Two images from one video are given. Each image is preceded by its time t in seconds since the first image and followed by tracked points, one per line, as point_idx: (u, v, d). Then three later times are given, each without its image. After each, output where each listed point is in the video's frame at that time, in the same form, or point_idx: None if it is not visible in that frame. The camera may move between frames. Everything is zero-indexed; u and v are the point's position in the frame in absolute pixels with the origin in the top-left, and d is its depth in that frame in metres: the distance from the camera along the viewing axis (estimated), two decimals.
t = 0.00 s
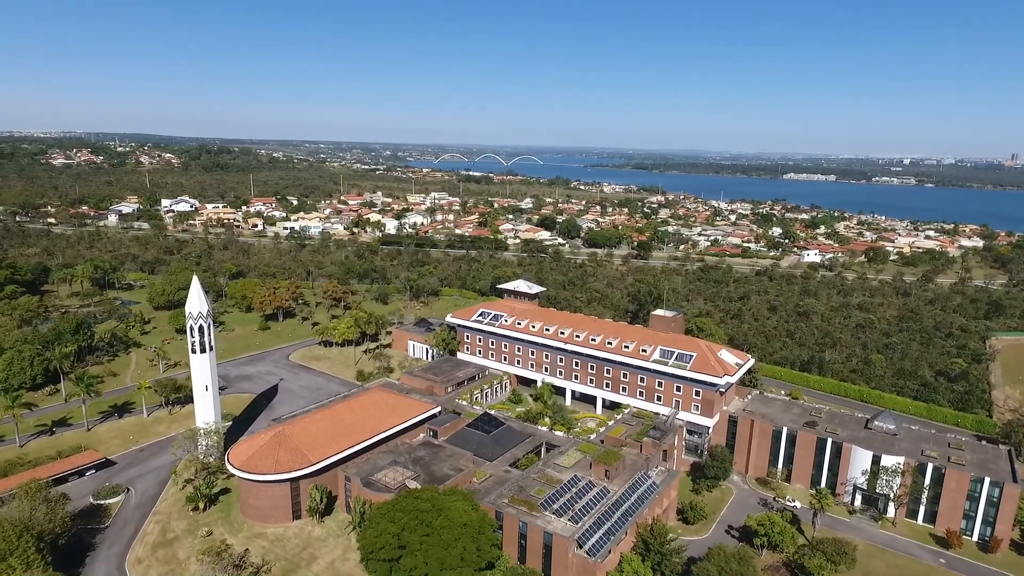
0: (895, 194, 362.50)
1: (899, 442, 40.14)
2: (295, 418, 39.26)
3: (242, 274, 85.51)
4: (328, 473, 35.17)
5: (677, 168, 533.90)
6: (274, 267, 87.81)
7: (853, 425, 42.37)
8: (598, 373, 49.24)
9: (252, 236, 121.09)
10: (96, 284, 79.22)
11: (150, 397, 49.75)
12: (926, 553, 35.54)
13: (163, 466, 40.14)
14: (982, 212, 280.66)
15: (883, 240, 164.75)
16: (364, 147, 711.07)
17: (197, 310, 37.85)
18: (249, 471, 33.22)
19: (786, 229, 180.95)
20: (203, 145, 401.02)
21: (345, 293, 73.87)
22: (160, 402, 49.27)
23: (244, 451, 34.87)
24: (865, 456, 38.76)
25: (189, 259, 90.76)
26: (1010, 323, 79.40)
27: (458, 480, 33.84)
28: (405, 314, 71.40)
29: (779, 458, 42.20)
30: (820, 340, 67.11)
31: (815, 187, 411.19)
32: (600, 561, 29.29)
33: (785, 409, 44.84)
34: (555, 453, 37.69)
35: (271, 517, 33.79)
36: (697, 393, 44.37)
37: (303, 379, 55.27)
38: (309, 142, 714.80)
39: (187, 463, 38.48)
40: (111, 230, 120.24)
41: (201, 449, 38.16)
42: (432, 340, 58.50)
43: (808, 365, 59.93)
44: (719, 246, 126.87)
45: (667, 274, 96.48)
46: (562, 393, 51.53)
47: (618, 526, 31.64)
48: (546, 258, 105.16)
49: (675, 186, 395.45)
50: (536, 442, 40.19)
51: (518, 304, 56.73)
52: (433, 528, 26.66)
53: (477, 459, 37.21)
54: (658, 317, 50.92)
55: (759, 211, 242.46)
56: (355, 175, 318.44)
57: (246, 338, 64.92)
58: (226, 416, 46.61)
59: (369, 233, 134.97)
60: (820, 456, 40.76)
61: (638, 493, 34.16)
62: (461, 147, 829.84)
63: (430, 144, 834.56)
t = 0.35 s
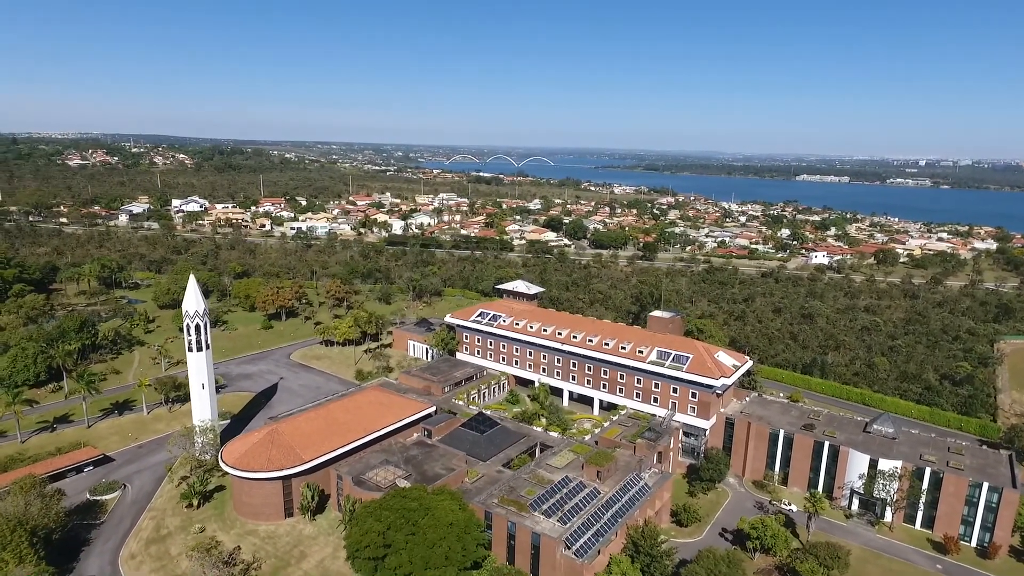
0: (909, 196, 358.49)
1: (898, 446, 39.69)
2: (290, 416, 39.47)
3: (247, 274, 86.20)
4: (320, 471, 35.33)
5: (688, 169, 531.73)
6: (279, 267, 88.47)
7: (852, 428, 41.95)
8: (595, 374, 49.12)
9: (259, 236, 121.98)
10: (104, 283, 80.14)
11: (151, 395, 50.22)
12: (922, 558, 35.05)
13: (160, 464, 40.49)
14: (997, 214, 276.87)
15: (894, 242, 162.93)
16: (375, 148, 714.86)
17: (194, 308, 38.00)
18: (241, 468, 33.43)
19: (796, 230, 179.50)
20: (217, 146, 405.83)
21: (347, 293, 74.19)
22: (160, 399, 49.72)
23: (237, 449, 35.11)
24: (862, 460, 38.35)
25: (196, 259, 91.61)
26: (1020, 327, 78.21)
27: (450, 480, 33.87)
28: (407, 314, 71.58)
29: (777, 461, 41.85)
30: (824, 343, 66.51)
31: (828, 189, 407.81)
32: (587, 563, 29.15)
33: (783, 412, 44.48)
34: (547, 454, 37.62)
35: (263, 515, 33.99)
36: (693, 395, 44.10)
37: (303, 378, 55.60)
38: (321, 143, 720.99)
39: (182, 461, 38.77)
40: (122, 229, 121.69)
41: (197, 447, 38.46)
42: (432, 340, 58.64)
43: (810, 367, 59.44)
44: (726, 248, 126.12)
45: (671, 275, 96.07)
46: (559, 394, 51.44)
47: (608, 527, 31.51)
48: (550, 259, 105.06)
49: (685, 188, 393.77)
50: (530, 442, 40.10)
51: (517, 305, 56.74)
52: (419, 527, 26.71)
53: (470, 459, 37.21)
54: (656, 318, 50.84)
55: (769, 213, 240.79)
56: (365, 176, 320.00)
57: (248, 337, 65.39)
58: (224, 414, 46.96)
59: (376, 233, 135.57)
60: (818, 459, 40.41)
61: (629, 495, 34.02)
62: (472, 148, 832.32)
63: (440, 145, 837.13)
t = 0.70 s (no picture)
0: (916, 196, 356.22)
1: (890, 446, 39.56)
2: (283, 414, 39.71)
3: (247, 273, 86.69)
4: (310, 469, 35.55)
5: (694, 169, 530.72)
6: (279, 266, 88.94)
7: (844, 429, 41.84)
8: (588, 374, 49.18)
9: (261, 235, 122.62)
10: (105, 282, 80.79)
11: (147, 393, 50.62)
12: (912, 560, 34.94)
13: (153, 461, 40.80)
14: (1005, 215, 274.66)
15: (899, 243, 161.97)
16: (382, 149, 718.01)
17: (187, 307, 38.32)
18: (231, 465, 33.68)
19: (800, 231, 178.73)
20: (224, 147, 408.75)
21: (346, 292, 74.50)
22: (157, 397, 50.10)
23: (228, 446, 35.38)
24: (853, 460, 38.25)
25: (197, 258, 92.22)
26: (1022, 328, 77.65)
27: (439, 477, 34.05)
28: (405, 314, 71.77)
29: (769, 462, 41.79)
30: (822, 343, 66.30)
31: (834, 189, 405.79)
32: (572, 561, 29.20)
33: (776, 412, 44.41)
34: (537, 453, 37.70)
35: (253, 511, 34.26)
36: (685, 395, 44.10)
37: (299, 376, 55.91)
38: (328, 143, 724.53)
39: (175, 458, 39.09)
40: (126, 229, 122.60)
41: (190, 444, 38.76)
42: (427, 339, 58.83)
43: (807, 368, 59.30)
44: (728, 248, 125.79)
45: (671, 275, 95.96)
46: (553, 393, 51.51)
47: (594, 526, 31.57)
48: (551, 259, 105.14)
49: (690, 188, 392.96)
50: (520, 441, 40.20)
51: (512, 304, 56.85)
52: (403, 525, 26.90)
53: (461, 457, 37.36)
54: (649, 318, 51.04)
55: (774, 214, 239.89)
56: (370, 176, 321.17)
57: (246, 336, 65.75)
58: (219, 412, 47.29)
59: (378, 233, 135.99)
60: (809, 459, 40.33)
61: (617, 493, 34.04)
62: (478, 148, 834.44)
63: (447, 146, 840.59)
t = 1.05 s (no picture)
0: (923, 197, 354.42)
1: (882, 446, 39.57)
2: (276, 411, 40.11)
3: (249, 272, 87.29)
4: (302, 465, 35.91)
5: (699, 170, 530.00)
6: (280, 265, 89.55)
7: (836, 428, 41.88)
8: (582, 372, 49.40)
9: (264, 235, 123.38)
10: (108, 281, 81.54)
11: (146, 390, 51.14)
12: (901, 559, 34.95)
13: (148, 457, 41.29)
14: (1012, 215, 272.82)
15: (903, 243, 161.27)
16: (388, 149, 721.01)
17: (182, 304, 38.74)
18: (224, 461, 34.11)
19: (803, 231, 178.28)
20: (231, 147, 411.44)
21: (345, 292, 74.96)
22: (155, 394, 50.63)
23: (221, 442, 35.80)
24: (843, 460, 38.30)
25: (199, 257, 92.93)
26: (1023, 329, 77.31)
27: (429, 474, 34.35)
28: (404, 313, 72.14)
29: (760, 461, 41.88)
30: (819, 343, 66.23)
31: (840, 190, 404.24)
32: (558, 558, 29.45)
33: (768, 412, 44.47)
34: (527, 451, 37.94)
35: (245, 507, 34.65)
36: (677, 394, 44.25)
37: (296, 374, 56.35)
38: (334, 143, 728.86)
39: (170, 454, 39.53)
40: (130, 228, 123.71)
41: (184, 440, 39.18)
42: (424, 338, 59.17)
43: (803, 368, 59.29)
44: (729, 249, 125.63)
45: (671, 275, 96.01)
46: (547, 392, 51.74)
47: (582, 523, 31.78)
48: (551, 259, 105.34)
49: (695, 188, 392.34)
50: (512, 438, 40.44)
51: (507, 304, 57.12)
52: (388, 520, 27.22)
53: (451, 455, 37.64)
54: (643, 318, 51.26)
55: (778, 214, 239.31)
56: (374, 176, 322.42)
57: (245, 334, 66.23)
58: (215, 410, 47.74)
59: (380, 233, 136.55)
60: (800, 458, 40.40)
61: (606, 491, 34.20)
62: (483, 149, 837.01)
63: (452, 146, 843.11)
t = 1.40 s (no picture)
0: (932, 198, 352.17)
1: (874, 445, 39.69)
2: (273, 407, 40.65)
3: (252, 271, 88.10)
4: (296, 461, 36.39)
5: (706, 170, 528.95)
6: (283, 265, 90.30)
7: (829, 428, 42.00)
8: (577, 371, 49.73)
9: (269, 235, 124.32)
10: (113, 279, 82.49)
11: (147, 387, 51.85)
12: (891, 558, 35.02)
13: (147, 452, 41.92)
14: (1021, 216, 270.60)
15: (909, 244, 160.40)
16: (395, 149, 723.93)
17: (181, 302, 39.39)
18: (220, 457, 34.64)
19: (808, 232, 177.61)
20: (239, 147, 414.12)
21: (346, 291, 75.54)
22: (155, 391, 51.30)
23: (217, 438, 36.35)
24: (835, 459, 38.48)
25: (203, 256, 93.84)
26: None
27: (422, 470, 34.79)
28: (404, 312, 72.64)
29: (753, 460, 42.07)
30: (818, 344, 66.18)
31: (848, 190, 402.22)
32: (547, 553, 29.78)
33: (763, 411, 44.61)
34: (520, 448, 38.32)
35: (241, 502, 35.18)
36: (671, 393, 44.51)
37: (296, 372, 56.93)
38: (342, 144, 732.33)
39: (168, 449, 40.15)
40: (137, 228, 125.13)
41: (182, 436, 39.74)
42: (422, 336, 59.63)
43: (801, 368, 59.29)
44: (732, 249, 125.46)
45: (672, 276, 96.12)
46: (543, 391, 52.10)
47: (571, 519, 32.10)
48: (552, 259, 105.62)
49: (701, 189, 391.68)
50: (505, 436, 40.81)
51: (505, 303, 57.48)
52: (377, 515, 27.62)
53: (445, 451, 38.07)
54: (638, 317, 51.56)
55: (784, 215, 238.62)
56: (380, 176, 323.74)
57: (246, 332, 66.88)
58: (214, 407, 48.34)
59: (384, 232, 137.23)
60: (793, 457, 40.55)
61: (596, 488, 34.50)
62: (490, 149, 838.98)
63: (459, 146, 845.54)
